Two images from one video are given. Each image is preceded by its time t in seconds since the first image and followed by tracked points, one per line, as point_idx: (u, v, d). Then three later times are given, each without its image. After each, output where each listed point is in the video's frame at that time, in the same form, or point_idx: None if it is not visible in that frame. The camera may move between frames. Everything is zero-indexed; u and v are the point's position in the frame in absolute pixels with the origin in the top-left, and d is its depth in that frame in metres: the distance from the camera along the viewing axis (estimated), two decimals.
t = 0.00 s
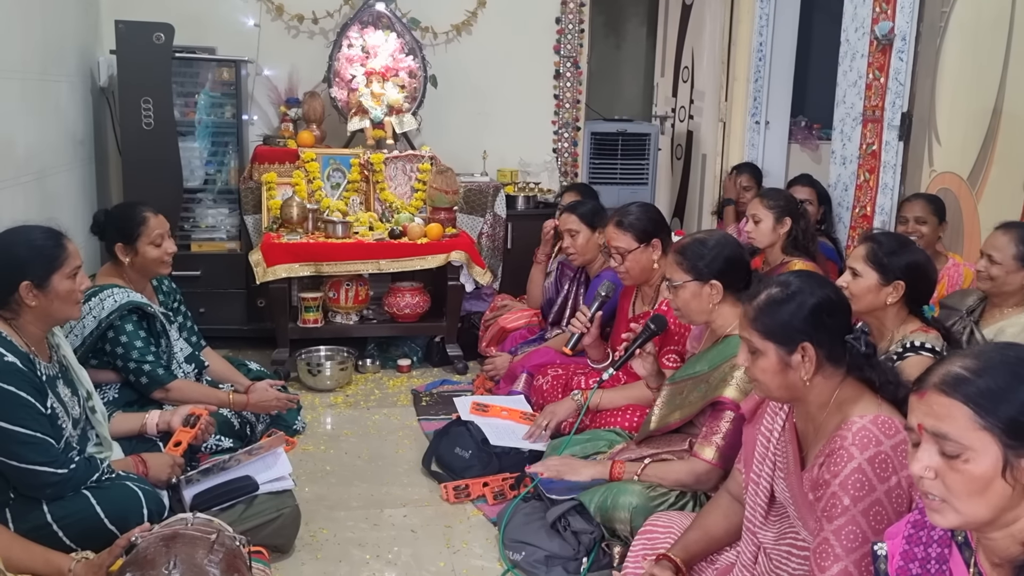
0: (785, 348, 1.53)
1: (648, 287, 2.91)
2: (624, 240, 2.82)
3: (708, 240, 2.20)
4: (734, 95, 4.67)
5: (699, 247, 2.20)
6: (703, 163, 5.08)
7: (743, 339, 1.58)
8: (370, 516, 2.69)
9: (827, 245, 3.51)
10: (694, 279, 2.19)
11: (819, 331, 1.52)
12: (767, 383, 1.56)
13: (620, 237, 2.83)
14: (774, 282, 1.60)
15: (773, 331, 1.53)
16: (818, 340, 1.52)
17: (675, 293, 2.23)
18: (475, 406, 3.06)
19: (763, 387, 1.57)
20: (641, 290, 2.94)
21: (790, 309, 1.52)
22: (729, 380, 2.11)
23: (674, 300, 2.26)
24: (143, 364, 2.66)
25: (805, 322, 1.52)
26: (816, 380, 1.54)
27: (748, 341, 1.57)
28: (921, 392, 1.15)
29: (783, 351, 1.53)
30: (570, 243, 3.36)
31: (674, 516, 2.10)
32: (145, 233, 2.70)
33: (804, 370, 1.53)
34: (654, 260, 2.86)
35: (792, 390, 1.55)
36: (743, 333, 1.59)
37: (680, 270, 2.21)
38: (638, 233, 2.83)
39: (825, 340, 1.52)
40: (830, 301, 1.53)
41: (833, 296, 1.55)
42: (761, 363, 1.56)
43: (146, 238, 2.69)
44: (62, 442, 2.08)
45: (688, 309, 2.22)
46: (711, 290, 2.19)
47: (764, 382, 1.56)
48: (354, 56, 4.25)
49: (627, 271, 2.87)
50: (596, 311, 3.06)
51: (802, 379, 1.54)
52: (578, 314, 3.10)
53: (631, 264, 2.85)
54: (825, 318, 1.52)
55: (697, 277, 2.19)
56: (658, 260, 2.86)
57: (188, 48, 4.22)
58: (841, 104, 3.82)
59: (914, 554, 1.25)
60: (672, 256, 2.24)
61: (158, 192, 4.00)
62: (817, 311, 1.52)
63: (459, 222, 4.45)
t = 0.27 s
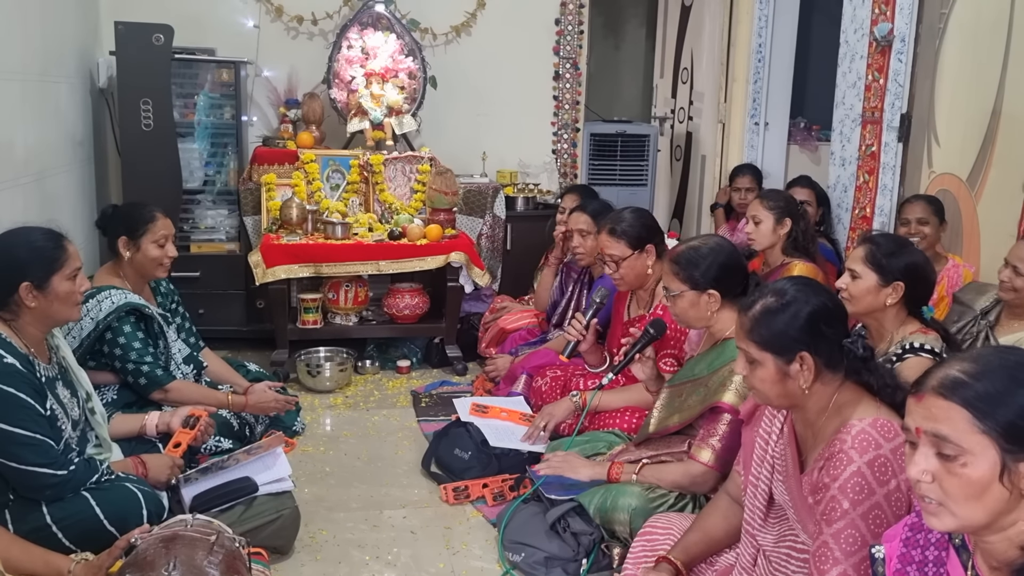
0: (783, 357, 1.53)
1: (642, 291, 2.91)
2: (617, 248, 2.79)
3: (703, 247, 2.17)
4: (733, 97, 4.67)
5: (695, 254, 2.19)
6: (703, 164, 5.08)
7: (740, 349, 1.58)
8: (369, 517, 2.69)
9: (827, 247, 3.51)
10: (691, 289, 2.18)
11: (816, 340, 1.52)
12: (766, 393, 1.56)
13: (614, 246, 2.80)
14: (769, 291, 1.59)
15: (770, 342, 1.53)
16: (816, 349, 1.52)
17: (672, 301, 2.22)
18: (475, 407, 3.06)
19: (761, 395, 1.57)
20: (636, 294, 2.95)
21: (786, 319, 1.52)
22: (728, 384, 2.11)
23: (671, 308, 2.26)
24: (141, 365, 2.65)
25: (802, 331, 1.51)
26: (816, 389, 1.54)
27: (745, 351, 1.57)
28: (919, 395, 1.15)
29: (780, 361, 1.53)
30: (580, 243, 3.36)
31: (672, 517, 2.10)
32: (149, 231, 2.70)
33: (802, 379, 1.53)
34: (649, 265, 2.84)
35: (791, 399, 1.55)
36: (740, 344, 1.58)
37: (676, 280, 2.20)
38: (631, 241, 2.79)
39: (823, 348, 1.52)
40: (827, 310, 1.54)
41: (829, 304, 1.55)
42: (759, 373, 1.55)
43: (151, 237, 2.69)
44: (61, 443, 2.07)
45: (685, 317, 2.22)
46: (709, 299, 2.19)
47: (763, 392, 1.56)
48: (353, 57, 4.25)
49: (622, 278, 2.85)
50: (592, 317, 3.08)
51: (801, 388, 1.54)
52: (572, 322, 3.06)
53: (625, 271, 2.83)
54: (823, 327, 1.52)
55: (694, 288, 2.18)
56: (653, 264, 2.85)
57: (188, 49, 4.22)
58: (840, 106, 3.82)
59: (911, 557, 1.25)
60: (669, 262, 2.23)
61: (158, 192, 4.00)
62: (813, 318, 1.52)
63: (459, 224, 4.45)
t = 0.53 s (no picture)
0: (779, 360, 1.52)
1: (641, 291, 2.92)
2: (615, 251, 2.78)
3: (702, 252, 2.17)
4: (734, 96, 4.67)
5: (693, 257, 2.19)
6: (703, 163, 5.08)
7: (734, 354, 1.57)
8: (369, 517, 2.69)
9: (827, 246, 3.50)
10: (690, 294, 2.18)
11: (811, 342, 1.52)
12: (763, 397, 1.56)
13: (613, 248, 2.78)
14: (764, 294, 1.59)
15: (764, 346, 1.52)
16: (811, 349, 1.52)
17: (672, 303, 2.23)
18: (475, 407, 3.06)
19: (758, 399, 1.57)
20: (634, 295, 2.95)
21: (779, 320, 1.52)
22: (728, 387, 2.10)
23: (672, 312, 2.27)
24: (143, 364, 2.65)
25: (796, 333, 1.51)
26: (813, 390, 1.54)
27: (740, 356, 1.56)
28: (915, 396, 1.15)
29: (777, 363, 1.53)
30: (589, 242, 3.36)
31: (673, 517, 2.10)
32: (160, 230, 2.72)
33: (799, 380, 1.53)
34: (647, 268, 2.84)
35: (788, 401, 1.55)
36: (734, 350, 1.58)
37: (677, 284, 2.20)
38: (629, 244, 2.78)
39: (818, 350, 1.52)
40: (819, 310, 1.54)
41: (821, 303, 1.55)
42: (756, 377, 1.55)
43: (162, 235, 2.72)
44: (62, 443, 2.08)
45: (687, 320, 2.23)
46: (710, 303, 2.19)
47: (760, 395, 1.56)
48: (353, 58, 4.25)
49: (620, 280, 2.85)
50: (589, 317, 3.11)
51: (798, 390, 1.54)
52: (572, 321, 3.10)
53: (624, 274, 2.83)
54: (815, 327, 1.52)
55: (694, 292, 2.18)
56: (651, 265, 2.85)
57: (188, 50, 4.22)
58: (840, 105, 3.82)
59: (906, 559, 1.24)
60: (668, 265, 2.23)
61: (158, 192, 4.00)
62: (807, 319, 1.53)
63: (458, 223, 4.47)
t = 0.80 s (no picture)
0: (774, 365, 1.52)
1: (644, 290, 2.91)
2: (618, 249, 2.79)
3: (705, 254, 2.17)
4: (734, 97, 4.67)
5: (694, 258, 2.19)
6: (704, 164, 5.08)
7: (729, 361, 1.57)
8: (371, 517, 2.69)
9: (828, 247, 3.50)
10: (693, 294, 2.18)
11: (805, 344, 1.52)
12: (760, 402, 1.56)
13: (615, 245, 2.79)
14: (756, 299, 1.59)
15: (758, 352, 1.52)
16: (806, 352, 1.52)
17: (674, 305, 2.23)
18: (477, 407, 3.06)
19: (755, 404, 1.57)
20: (638, 294, 2.95)
21: (772, 325, 1.52)
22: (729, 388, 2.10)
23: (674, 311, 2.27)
24: (146, 363, 2.66)
25: (789, 337, 1.51)
26: (809, 393, 1.54)
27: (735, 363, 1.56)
28: (898, 404, 1.15)
29: (773, 368, 1.52)
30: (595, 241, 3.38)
31: (674, 518, 2.10)
32: (169, 235, 2.74)
33: (796, 383, 1.53)
34: (650, 265, 2.84)
35: (786, 406, 1.55)
36: (728, 356, 1.57)
37: (678, 285, 2.20)
38: (633, 241, 2.79)
39: (813, 352, 1.52)
40: (812, 313, 1.54)
41: (814, 307, 1.55)
42: (752, 383, 1.55)
43: (173, 240, 2.75)
44: (63, 443, 2.08)
45: (689, 321, 2.23)
46: (712, 304, 2.19)
47: (758, 401, 1.56)
48: (354, 58, 4.26)
49: (623, 278, 2.85)
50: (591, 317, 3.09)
51: (795, 394, 1.54)
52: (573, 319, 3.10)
53: (627, 272, 2.83)
54: (809, 330, 1.52)
55: (695, 293, 2.18)
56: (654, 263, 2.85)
57: (189, 50, 4.22)
58: (841, 106, 3.82)
59: (897, 564, 1.24)
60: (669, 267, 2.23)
61: (160, 192, 4.00)
62: (799, 322, 1.53)
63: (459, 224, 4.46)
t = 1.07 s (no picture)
0: (775, 370, 1.52)
1: (649, 288, 2.90)
2: (626, 239, 2.82)
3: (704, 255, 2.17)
4: (735, 97, 4.67)
5: (694, 260, 2.19)
6: (704, 165, 5.09)
7: (730, 366, 1.57)
8: (372, 518, 2.69)
9: (829, 247, 3.50)
10: (692, 296, 2.19)
11: (804, 347, 1.52)
12: (762, 407, 1.56)
13: (621, 238, 2.83)
14: (753, 304, 1.59)
15: (759, 357, 1.52)
16: (806, 356, 1.52)
17: (674, 308, 2.24)
18: (477, 408, 3.06)
19: (756, 409, 1.57)
20: (643, 292, 2.93)
21: (769, 330, 1.52)
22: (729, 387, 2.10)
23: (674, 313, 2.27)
24: (146, 365, 2.66)
25: (787, 341, 1.52)
26: (811, 395, 1.54)
27: (736, 368, 1.56)
28: (881, 413, 1.16)
29: (774, 373, 1.52)
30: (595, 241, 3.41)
31: (675, 519, 2.10)
32: (167, 233, 2.74)
33: (797, 388, 1.53)
34: (654, 262, 2.85)
35: (787, 410, 1.55)
36: (728, 362, 1.58)
37: (677, 287, 2.20)
38: (638, 236, 2.82)
39: (813, 356, 1.52)
40: (809, 316, 1.54)
41: (811, 310, 1.56)
42: (753, 388, 1.55)
43: (169, 238, 2.73)
44: (64, 445, 2.08)
45: (689, 323, 2.23)
46: (712, 306, 2.19)
47: (759, 406, 1.56)
48: (355, 59, 4.26)
49: (628, 271, 2.87)
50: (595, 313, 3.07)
51: (797, 397, 1.54)
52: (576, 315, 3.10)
53: (631, 265, 2.84)
54: (808, 333, 1.52)
55: (694, 295, 2.18)
56: (658, 262, 2.85)
57: (190, 51, 4.22)
58: (842, 107, 3.82)
59: (888, 567, 1.25)
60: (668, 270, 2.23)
61: (161, 192, 4.00)
62: (798, 325, 1.53)
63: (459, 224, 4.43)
